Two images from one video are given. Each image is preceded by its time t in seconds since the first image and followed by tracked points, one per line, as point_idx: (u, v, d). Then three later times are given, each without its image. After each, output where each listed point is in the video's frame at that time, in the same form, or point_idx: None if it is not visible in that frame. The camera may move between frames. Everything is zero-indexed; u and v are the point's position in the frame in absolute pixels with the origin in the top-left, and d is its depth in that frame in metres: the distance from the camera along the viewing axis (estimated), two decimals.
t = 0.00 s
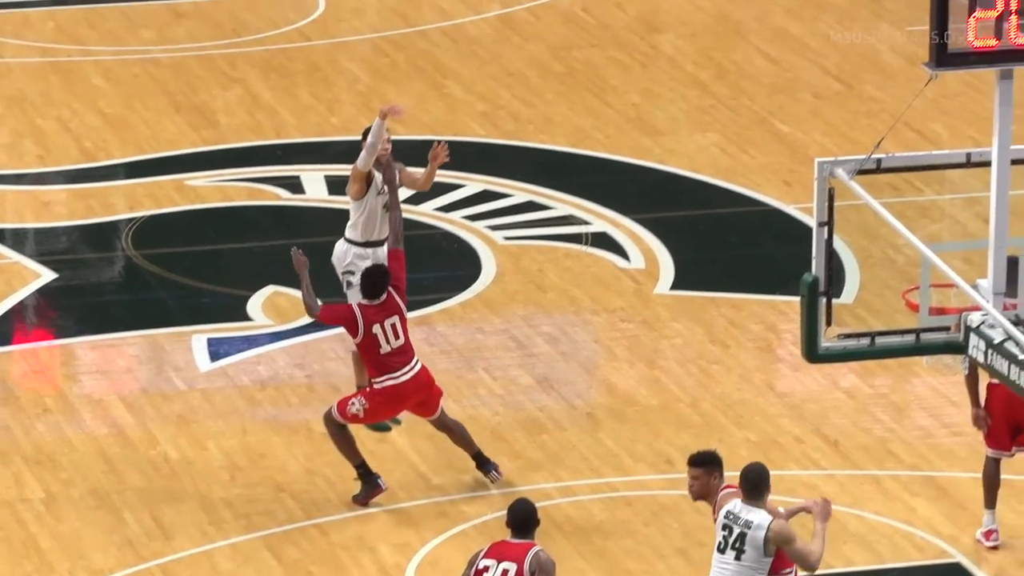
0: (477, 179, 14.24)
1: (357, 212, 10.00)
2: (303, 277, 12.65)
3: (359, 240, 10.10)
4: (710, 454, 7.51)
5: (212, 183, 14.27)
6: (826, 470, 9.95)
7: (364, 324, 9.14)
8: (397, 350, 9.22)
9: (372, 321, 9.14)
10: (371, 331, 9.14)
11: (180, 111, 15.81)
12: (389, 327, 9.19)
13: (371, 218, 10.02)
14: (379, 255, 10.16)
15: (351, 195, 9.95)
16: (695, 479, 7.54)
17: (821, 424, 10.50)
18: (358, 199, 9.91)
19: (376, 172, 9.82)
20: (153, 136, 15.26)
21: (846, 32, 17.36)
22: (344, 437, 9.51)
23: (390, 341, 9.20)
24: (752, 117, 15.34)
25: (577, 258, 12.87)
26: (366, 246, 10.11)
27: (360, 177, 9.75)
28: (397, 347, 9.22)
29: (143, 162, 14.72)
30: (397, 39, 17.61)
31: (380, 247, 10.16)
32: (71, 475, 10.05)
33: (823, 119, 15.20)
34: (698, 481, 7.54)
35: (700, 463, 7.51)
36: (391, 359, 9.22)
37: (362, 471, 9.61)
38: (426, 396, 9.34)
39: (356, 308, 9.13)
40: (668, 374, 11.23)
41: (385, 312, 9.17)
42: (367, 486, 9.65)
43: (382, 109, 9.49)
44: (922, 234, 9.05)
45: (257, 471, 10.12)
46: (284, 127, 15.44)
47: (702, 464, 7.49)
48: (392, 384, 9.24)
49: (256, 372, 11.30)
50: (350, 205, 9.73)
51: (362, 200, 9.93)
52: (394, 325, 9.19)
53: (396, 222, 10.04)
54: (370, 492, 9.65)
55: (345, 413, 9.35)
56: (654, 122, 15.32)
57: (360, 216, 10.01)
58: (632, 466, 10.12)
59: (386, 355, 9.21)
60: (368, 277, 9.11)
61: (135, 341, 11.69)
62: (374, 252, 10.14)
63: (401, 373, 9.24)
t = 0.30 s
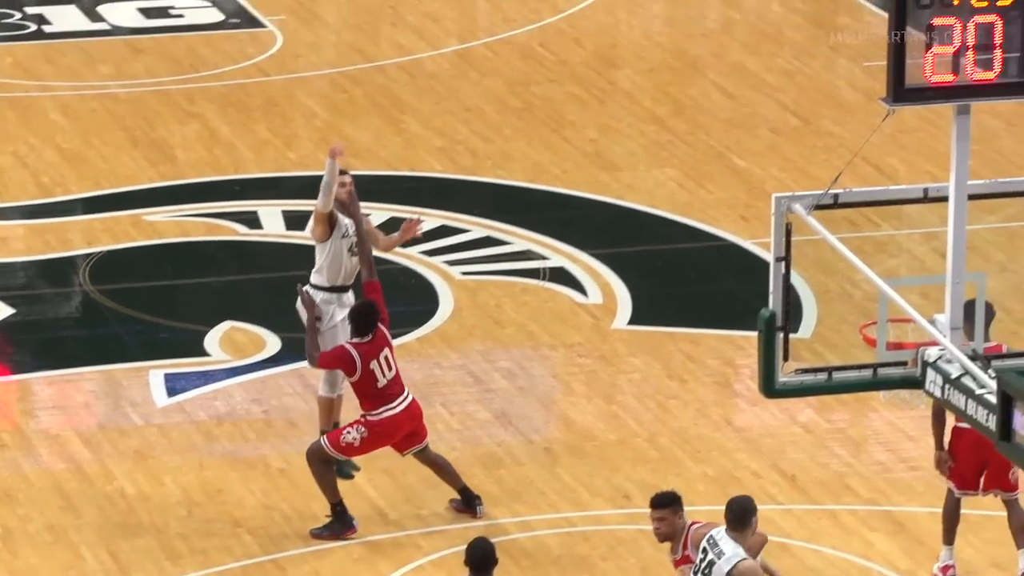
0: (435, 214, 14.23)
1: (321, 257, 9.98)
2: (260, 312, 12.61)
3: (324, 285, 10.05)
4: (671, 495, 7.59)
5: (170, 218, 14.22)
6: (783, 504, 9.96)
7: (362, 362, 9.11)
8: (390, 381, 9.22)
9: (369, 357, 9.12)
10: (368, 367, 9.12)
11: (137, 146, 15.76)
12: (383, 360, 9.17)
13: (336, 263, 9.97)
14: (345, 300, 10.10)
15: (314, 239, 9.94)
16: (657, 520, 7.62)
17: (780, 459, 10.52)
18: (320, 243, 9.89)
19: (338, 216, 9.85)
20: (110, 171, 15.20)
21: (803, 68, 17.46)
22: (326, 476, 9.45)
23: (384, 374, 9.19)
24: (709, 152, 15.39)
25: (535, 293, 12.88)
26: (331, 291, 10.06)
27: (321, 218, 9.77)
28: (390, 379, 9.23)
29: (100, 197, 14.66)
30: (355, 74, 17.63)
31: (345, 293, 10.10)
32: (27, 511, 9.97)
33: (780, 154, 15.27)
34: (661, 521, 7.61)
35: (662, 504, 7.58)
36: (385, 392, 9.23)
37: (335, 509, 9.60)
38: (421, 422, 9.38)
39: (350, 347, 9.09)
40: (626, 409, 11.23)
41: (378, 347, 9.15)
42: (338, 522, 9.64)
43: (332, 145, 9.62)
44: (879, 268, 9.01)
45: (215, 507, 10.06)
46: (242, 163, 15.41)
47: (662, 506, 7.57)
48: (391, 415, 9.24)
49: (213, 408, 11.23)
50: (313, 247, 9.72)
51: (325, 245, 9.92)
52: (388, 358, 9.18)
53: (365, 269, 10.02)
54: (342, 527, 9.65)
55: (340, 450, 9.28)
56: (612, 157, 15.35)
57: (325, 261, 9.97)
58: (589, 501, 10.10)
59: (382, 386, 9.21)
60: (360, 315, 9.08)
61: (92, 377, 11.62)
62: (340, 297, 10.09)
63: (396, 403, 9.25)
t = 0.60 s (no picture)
0: (388, 242, 14.21)
1: (283, 300, 9.49)
2: (214, 340, 12.56)
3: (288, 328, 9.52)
4: (635, 523, 7.32)
5: (123, 246, 14.15)
6: (736, 531, 9.96)
7: (343, 377, 9.07)
8: (368, 393, 9.22)
9: (349, 372, 9.08)
10: (350, 383, 9.09)
11: (91, 174, 15.69)
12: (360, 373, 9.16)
13: (299, 304, 9.46)
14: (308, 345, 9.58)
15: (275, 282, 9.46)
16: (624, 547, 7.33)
17: (732, 486, 10.52)
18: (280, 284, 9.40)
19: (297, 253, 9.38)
20: (63, 198, 15.13)
21: (756, 95, 17.53)
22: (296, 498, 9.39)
23: (362, 388, 9.18)
24: (663, 180, 15.42)
25: (488, 320, 12.87)
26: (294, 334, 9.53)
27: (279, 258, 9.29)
28: (366, 392, 9.22)
29: (54, 224, 14.58)
30: (309, 102, 17.60)
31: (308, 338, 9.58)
32: None
33: (733, 182, 15.31)
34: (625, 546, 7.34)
35: (626, 533, 7.30)
36: (362, 405, 9.22)
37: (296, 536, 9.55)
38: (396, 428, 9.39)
39: (332, 366, 9.05)
40: (580, 437, 11.22)
41: (355, 361, 9.14)
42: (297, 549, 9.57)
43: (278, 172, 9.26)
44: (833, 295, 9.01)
45: (168, 534, 9.99)
46: (195, 190, 15.35)
47: (630, 531, 7.29)
48: (370, 425, 9.26)
49: (167, 435, 11.17)
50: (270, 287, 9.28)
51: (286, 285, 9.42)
52: (364, 372, 9.17)
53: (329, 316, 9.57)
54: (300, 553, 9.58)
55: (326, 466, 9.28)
56: (565, 185, 15.37)
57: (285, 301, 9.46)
58: (542, 528, 10.08)
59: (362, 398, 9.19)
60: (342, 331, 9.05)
61: (45, 404, 11.55)
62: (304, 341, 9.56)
63: (373, 414, 9.26)
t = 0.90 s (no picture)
0: (339, 262, 14.19)
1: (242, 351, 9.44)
2: (165, 361, 12.50)
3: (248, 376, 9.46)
4: (602, 536, 7.64)
5: (74, 267, 14.07)
6: (687, 552, 9.97)
7: (322, 380, 9.20)
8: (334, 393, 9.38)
9: (324, 374, 9.22)
10: (326, 384, 9.23)
11: (42, 195, 15.60)
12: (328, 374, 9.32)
13: (258, 354, 9.41)
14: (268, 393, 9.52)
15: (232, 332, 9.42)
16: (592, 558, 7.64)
17: (683, 507, 10.53)
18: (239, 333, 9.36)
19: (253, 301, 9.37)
20: (13, 220, 15.03)
21: (707, 117, 17.60)
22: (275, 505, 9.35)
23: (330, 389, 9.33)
24: (614, 202, 15.45)
25: (439, 341, 12.85)
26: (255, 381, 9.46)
27: (235, 306, 9.27)
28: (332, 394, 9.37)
29: (5, 245, 14.48)
30: (260, 124, 17.56)
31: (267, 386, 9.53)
32: None
33: (683, 203, 15.36)
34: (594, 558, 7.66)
35: (595, 546, 7.63)
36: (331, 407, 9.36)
37: (265, 551, 9.52)
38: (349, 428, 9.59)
39: (313, 371, 9.16)
40: (530, 458, 11.22)
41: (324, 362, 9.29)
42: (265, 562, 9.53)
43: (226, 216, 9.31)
44: (783, 316, 8.98)
45: (118, 555, 9.93)
46: (146, 212, 15.28)
47: (598, 545, 7.61)
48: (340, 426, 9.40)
49: (118, 456, 11.10)
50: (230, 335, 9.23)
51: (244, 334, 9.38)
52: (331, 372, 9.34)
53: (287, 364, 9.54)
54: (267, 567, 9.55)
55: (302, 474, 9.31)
56: (516, 206, 15.37)
57: (244, 351, 9.40)
58: (493, 549, 10.06)
59: (331, 399, 9.32)
60: (319, 341, 9.08)
61: None
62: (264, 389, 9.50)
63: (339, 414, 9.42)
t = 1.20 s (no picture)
0: (292, 278, 14.16)
1: (203, 397, 9.42)
2: (117, 375, 12.44)
3: (210, 421, 9.45)
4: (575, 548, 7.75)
5: (26, 282, 13.99)
6: (639, 567, 9.98)
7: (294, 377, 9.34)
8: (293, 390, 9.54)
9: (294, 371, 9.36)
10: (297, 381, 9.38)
11: None
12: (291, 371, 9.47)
13: (219, 398, 9.41)
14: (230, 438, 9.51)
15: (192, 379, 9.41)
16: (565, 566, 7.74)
17: (636, 522, 10.54)
18: (198, 379, 9.36)
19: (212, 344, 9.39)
20: None
21: (659, 132, 17.65)
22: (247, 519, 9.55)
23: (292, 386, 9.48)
24: (566, 217, 15.47)
25: (392, 356, 12.84)
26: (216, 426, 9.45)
27: (193, 352, 9.27)
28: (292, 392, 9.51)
29: None
30: (213, 139, 17.50)
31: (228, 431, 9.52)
32: None
33: (636, 218, 15.40)
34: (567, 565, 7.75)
35: (568, 556, 7.73)
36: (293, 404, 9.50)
37: (244, 561, 9.62)
38: (304, 422, 9.76)
39: (288, 368, 9.28)
40: (483, 472, 11.21)
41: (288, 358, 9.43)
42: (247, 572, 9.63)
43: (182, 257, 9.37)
44: (734, 330, 8.90)
45: (70, 570, 9.86)
46: (98, 227, 15.20)
47: (571, 553, 7.71)
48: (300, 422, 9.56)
49: (70, 471, 11.03)
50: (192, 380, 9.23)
51: (204, 380, 9.38)
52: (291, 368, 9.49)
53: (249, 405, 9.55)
54: None
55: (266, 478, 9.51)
56: (469, 222, 15.37)
57: (205, 396, 9.41)
58: (446, 563, 10.05)
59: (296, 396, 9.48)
60: (290, 338, 9.18)
61: None
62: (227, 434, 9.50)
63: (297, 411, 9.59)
